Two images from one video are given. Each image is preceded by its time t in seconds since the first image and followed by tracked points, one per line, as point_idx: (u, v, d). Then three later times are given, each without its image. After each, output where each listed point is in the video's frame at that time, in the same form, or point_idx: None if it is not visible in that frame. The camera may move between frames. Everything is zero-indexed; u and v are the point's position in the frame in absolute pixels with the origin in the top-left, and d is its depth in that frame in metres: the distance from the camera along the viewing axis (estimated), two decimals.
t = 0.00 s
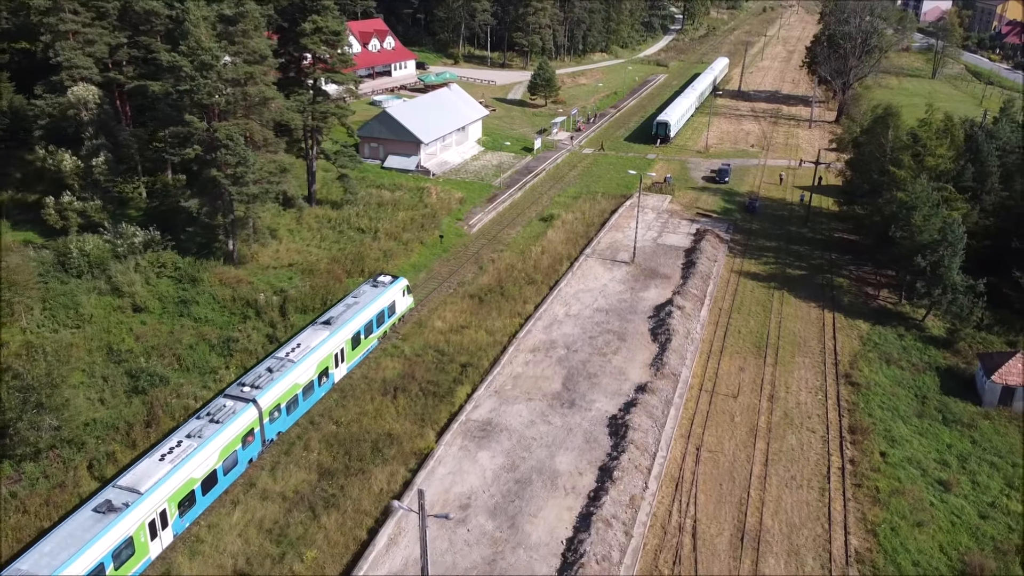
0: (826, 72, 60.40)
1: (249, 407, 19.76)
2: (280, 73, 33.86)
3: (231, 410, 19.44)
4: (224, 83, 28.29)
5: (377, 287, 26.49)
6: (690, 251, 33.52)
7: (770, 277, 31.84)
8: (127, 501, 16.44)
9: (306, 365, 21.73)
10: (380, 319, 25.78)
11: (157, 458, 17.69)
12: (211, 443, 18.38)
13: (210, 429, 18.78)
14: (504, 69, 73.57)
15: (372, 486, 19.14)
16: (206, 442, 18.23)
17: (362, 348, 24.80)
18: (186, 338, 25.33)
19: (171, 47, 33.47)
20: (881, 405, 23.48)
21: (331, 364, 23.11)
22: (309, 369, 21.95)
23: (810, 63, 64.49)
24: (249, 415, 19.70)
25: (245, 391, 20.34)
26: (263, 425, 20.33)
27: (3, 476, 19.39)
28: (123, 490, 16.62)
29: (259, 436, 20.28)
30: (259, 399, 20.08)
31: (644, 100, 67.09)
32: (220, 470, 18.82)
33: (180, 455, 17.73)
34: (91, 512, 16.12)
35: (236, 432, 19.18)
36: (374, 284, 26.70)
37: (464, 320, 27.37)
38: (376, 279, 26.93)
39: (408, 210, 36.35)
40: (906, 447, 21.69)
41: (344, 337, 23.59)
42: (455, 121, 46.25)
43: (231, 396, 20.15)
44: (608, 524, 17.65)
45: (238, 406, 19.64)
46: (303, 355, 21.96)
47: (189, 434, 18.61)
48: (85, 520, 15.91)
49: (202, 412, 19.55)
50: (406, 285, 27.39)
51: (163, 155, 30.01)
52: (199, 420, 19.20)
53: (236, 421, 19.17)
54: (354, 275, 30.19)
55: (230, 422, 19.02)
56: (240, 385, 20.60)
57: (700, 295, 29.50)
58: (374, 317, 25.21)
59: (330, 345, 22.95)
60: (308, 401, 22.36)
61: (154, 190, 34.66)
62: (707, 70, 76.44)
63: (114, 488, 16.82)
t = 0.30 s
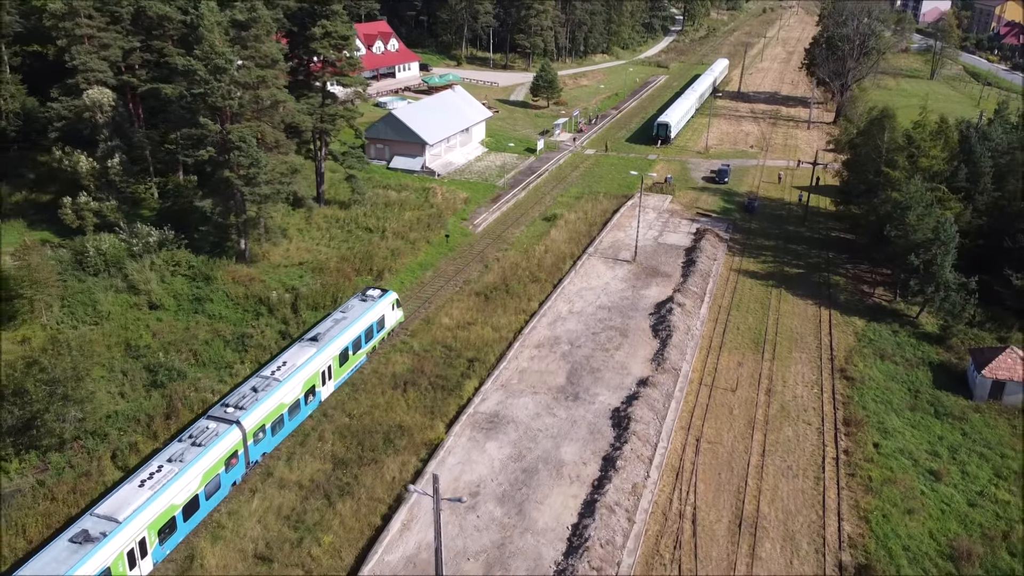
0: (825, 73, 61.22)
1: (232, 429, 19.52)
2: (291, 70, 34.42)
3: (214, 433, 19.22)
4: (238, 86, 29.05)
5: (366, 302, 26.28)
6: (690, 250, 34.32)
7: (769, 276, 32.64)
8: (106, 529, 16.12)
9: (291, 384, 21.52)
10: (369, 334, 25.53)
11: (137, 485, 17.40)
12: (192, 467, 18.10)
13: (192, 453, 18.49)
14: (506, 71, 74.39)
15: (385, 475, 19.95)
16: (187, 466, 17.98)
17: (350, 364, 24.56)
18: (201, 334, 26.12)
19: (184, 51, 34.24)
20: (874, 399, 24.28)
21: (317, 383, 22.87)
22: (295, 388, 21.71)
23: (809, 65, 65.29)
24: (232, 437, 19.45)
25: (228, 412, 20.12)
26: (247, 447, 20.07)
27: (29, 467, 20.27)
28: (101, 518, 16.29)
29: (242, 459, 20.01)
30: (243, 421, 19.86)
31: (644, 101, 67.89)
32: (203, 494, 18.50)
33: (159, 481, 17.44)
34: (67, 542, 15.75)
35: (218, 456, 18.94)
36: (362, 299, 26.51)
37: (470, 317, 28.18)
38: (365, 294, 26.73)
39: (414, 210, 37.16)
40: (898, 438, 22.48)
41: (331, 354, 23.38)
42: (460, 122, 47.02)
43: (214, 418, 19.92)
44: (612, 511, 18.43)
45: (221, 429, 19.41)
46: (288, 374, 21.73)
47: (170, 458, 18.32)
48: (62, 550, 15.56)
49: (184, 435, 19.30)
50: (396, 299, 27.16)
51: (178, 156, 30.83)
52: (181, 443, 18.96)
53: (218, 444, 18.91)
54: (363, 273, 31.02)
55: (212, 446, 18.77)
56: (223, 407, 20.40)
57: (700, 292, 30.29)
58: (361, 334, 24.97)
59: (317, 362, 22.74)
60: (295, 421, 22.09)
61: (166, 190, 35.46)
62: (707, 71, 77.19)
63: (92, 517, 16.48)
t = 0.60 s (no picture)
0: (824, 75, 61.96)
1: (213, 454, 18.94)
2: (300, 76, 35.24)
3: (194, 459, 18.65)
4: (250, 91, 29.79)
5: (354, 318, 25.90)
6: (690, 250, 35.07)
7: (767, 275, 33.41)
8: (80, 563, 15.56)
9: (275, 406, 21.03)
10: (356, 351, 25.12)
11: (113, 515, 16.82)
12: (171, 496, 17.50)
13: (170, 481, 17.91)
14: (508, 73, 75.16)
15: (396, 467, 20.71)
16: (165, 495, 17.39)
17: (337, 382, 24.10)
18: (215, 332, 26.86)
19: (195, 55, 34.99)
20: (868, 394, 25.04)
21: (302, 403, 22.38)
22: (279, 410, 21.22)
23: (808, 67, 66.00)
24: (213, 463, 18.88)
25: (210, 437, 19.57)
26: (229, 472, 19.48)
27: (52, 459, 21.14)
28: (75, 552, 15.72)
29: (225, 484, 19.41)
30: (224, 445, 19.31)
31: (645, 103, 68.67)
32: (182, 523, 17.87)
33: (136, 512, 16.84)
34: None
35: (199, 482, 18.34)
36: (349, 315, 26.11)
37: (476, 315, 28.93)
38: (353, 309, 26.37)
39: (420, 211, 37.90)
40: (892, 432, 23.22)
41: (317, 374, 22.92)
42: (463, 124, 47.74)
43: (195, 442, 19.36)
44: (615, 500, 19.18)
45: (202, 454, 18.86)
46: (273, 396, 21.24)
47: (147, 487, 17.71)
48: None
49: (163, 462, 18.73)
50: (384, 314, 26.73)
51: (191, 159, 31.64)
52: (160, 470, 18.40)
53: (198, 470, 18.33)
54: (371, 273, 31.78)
55: (192, 472, 18.19)
56: (205, 431, 19.86)
57: (699, 291, 31.05)
58: (348, 352, 24.50)
59: (302, 383, 22.27)
60: (278, 443, 21.56)
61: (176, 191, 36.20)
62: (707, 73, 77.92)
63: (66, 551, 15.90)
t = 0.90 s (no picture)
0: (822, 77, 62.69)
1: (192, 482, 18.35)
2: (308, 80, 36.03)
3: (172, 487, 18.05)
4: (260, 93, 30.51)
5: (339, 335, 25.44)
6: (690, 250, 35.77)
7: (765, 274, 34.10)
8: None
9: (257, 430, 20.48)
10: (343, 370, 24.66)
11: (86, 549, 16.27)
12: (146, 528, 16.91)
13: (146, 511, 17.33)
14: (510, 74, 75.91)
15: (405, 460, 21.40)
16: (140, 527, 16.82)
17: (322, 403, 23.60)
18: (227, 330, 27.52)
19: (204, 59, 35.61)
20: (863, 390, 25.72)
21: (286, 425, 21.84)
22: (261, 433, 20.67)
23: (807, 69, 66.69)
24: (192, 490, 18.27)
25: (189, 463, 18.98)
26: (208, 500, 18.88)
27: (72, 452, 21.77)
28: None
29: (204, 513, 18.80)
30: (203, 472, 18.73)
31: (646, 104, 69.40)
32: (159, 555, 17.26)
33: (110, 545, 16.28)
34: None
35: (177, 512, 17.74)
36: (335, 332, 25.64)
37: (481, 314, 29.61)
38: (338, 326, 25.92)
39: (425, 212, 38.61)
40: (886, 427, 23.91)
41: (301, 395, 22.40)
42: (467, 126, 48.45)
43: (173, 469, 18.77)
44: (617, 491, 19.89)
45: (180, 482, 18.27)
46: (255, 419, 20.71)
47: (122, 519, 17.12)
48: None
49: (140, 491, 18.14)
50: (371, 331, 26.29)
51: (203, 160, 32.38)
52: (136, 500, 17.79)
53: (175, 500, 17.73)
54: (378, 272, 32.50)
55: (170, 502, 17.61)
56: (183, 458, 19.27)
57: (699, 290, 31.76)
58: (333, 372, 24.00)
59: (285, 404, 21.73)
60: (262, 467, 20.99)
61: (185, 193, 36.88)
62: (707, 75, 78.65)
63: None
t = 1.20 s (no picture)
0: (821, 78, 63.42)
1: (168, 511, 17.76)
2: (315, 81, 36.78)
3: (146, 518, 17.42)
4: (270, 96, 31.23)
5: (324, 353, 24.91)
6: (690, 250, 36.43)
7: (763, 273, 34.75)
8: None
9: (237, 455, 19.86)
10: (327, 389, 24.12)
11: None
12: (119, 561, 16.36)
13: (120, 543, 16.77)
14: (512, 75, 76.67)
15: (414, 452, 22.09)
16: (112, 561, 16.28)
17: (306, 424, 23.04)
18: (238, 327, 28.14)
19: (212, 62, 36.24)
20: (859, 386, 26.38)
21: (268, 448, 21.24)
22: (241, 459, 20.05)
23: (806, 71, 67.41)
24: (168, 520, 17.68)
25: (165, 491, 18.39)
26: (186, 529, 18.27)
27: (90, 444, 22.45)
28: None
29: (180, 543, 18.16)
30: (180, 501, 18.13)
31: (646, 105, 70.11)
32: None
33: None
34: None
35: (152, 543, 17.16)
36: (320, 350, 25.11)
37: (485, 312, 30.26)
38: (324, 344, 25.39)
39: (429, 212, 39.29)
40: (880, 421, 24.58)
41: (283, 416, 21.79)
42: (469, 127, 49.12)
43: (148, 498, 18.16)
44: (619, 482, 20.58)
45: (154, 512, 17.65)
46: (234, 443, 20.08)
47: (94, 553, 16.54)
48: None
49: (113, 521, 17.54)
50: (357, 347, 25.80)
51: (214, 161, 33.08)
52: (108, 532, 17.23)
53: (149, 531, 17.13)
54: (384, 271, 33.20)
55: (144, 533, 17.03)
56: (159, 486, 18.65)
57: (699, 289, 32.44)
58: (317, 391, 23.47)
59: (267, 427, 21.12)
60: (242, 492, 20.37)
61: (193, 193, 37.52)
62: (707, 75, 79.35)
63: None
